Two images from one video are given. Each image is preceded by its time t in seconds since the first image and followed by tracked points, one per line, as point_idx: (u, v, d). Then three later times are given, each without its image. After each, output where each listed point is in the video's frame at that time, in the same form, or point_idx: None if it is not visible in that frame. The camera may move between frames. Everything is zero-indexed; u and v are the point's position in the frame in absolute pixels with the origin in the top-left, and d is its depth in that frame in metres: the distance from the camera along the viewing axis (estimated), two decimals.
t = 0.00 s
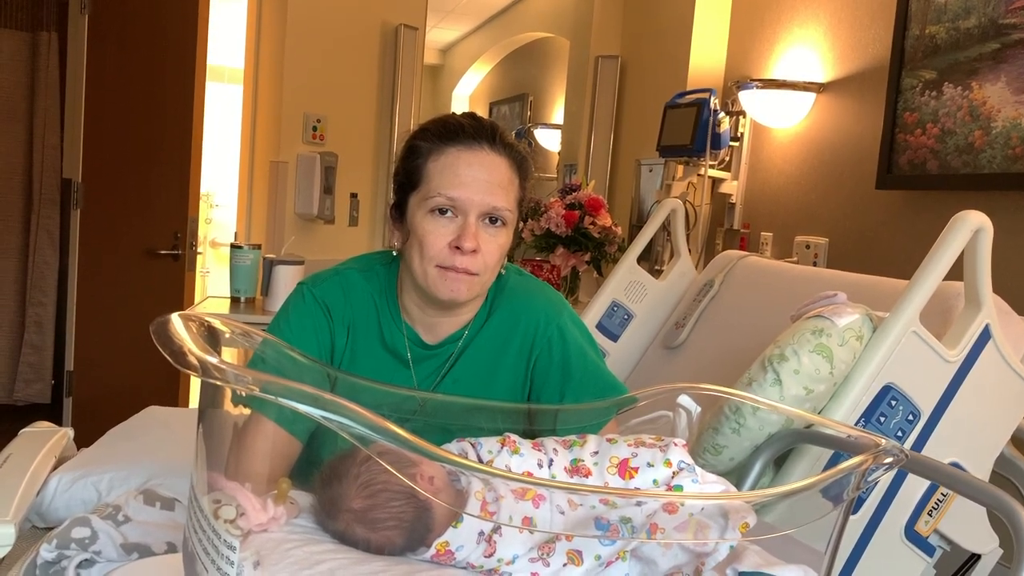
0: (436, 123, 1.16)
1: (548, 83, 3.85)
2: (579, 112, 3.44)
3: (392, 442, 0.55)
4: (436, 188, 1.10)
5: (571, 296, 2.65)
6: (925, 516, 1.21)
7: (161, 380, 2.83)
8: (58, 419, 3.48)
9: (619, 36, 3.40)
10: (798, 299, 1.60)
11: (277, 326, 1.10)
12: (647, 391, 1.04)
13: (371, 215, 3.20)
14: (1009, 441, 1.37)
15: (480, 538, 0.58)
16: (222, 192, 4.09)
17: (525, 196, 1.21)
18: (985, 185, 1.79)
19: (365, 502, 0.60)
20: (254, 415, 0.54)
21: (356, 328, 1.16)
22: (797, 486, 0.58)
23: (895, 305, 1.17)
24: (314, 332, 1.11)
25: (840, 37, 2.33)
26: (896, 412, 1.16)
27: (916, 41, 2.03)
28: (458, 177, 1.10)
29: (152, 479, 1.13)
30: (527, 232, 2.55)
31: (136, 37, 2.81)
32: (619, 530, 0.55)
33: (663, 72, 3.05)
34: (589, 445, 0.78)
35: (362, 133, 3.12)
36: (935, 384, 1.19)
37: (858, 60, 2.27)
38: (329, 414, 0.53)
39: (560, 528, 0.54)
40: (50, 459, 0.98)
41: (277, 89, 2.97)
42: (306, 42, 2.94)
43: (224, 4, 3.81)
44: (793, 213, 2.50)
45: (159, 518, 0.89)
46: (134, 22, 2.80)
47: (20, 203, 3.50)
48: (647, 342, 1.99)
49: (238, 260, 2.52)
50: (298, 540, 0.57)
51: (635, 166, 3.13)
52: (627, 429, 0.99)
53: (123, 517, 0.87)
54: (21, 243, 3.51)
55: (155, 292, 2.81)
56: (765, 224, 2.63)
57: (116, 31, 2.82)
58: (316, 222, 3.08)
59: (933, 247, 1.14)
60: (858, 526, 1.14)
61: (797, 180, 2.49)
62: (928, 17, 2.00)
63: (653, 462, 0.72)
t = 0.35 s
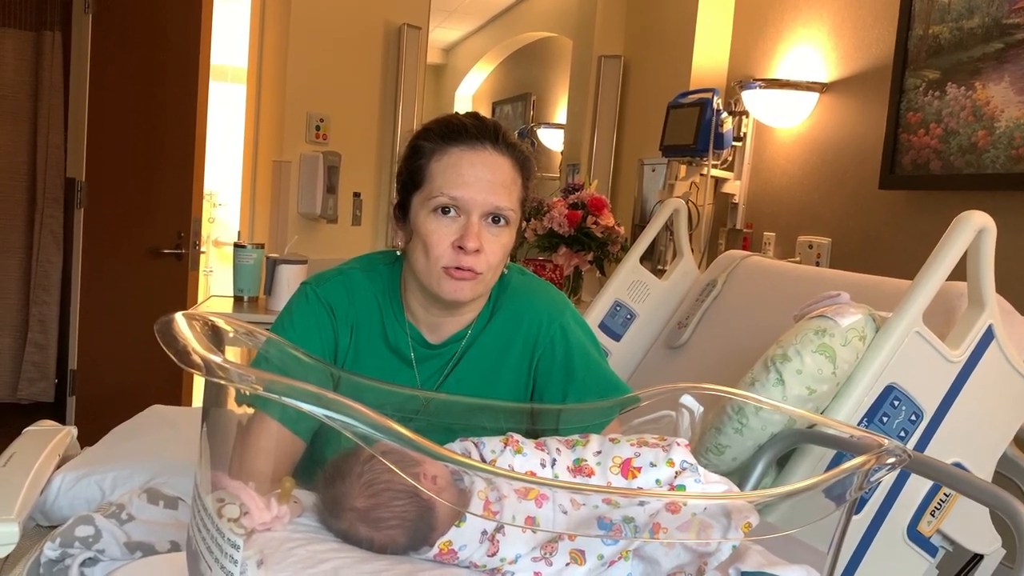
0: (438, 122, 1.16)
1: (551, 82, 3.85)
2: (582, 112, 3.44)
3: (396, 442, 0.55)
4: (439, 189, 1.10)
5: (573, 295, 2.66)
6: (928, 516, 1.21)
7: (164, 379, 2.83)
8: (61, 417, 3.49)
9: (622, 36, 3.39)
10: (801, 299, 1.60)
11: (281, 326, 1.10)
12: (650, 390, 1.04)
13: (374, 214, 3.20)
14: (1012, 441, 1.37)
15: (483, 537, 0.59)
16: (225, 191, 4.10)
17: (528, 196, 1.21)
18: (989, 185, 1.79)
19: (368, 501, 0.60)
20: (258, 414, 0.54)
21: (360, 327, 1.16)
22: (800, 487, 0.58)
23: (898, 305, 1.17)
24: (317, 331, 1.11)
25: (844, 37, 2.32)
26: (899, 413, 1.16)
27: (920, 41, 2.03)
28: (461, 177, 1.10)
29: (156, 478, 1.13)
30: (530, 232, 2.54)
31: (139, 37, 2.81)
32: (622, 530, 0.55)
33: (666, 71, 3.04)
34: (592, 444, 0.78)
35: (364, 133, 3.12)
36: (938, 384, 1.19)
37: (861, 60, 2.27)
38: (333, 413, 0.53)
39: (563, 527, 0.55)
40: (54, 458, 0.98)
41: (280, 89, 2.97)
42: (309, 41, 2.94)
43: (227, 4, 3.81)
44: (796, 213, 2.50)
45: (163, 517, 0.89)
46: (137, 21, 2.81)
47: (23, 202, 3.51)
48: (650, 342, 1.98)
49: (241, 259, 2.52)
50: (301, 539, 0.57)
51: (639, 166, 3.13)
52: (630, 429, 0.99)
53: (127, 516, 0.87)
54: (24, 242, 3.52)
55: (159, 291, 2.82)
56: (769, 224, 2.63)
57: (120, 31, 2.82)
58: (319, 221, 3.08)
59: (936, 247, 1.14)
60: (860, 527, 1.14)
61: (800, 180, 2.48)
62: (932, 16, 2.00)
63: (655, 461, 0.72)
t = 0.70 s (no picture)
0: (439, 122, 1.16)
1: (552, 82, 3.85)
2: (583, 111, 3.43)
3: (398, 440, 0.55)
4: (438, 190, 1.10)
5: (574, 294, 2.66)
6: (930, 515, 1.21)
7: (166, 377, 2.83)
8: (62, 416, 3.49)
9: (624, 35, 3.39)
10: (802, 298, 1.60)
11: (282, 325, 1.10)
12: (651, 388, 1.03)
13: (376, 213, 3.20)
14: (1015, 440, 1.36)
15: (484, 536, 0.59)
16: (227, 190, 4.10)
17: (528, 196, 1.21)
18: (991, 184, 1.79)
19: (369, 499, 0.60)
20: (259, 413, 0.54)
21: (361, 326, 1.16)
22: (802, 486, 0.57)
23: (900, 304, 1.16)
24: (318, 330, 1.11)
25: (846, 36, 2.32)
26: (901, 411, 1.15)
27: (921, 40, 2.03)
28: (461, 179, 1.09)
29: (157, 477, 1.13)
30: (531, 231, 2.54)
31: (141, 36, 2.81)
32: (623, 528, 0.54)
33: (668, 70, 3.04)
34: (593, 443, 0.78)
35: (366, 132, 3.12)
36: (940, 383, 1.18)
37: (863, 59, 2.27)
38: (334, 412, 0.53)
39: (564, 526, 0.54)
40: (54, 457, 0.98)
41: (281, 88, 2.97)
42: (311, 41, 2.94)
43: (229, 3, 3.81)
44: (797, 212, 2.49)
45: (163, 515, 0.89)
46: (138, 21, 2.81)
47: (25, 202, 3.51)
48: (651, 341, 1.98)
49: (242, 259, 2.52)
50: (302, 537, 0.57)
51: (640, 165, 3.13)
52: (632, 427, 0.98)
53: (127, 515, 0.87)
54: (25, 241, 3.52)
55: (160, 290, 2.82)
56: (770, 223, 2.62)
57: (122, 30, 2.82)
58: (320, 220, 3.08)
59: (939, 246, 1.13)
60: (862, 526, 1.14)
61: (802, 179, 2.48)
62: (934, 15, 2.00)
63: (657, 460, 0.72)
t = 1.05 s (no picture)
0: (439, 122, 1.16)
1: (552, 81, 3.85)
2: (583, 110, 3.44)
3: (398, 440, 0.55)
4: (439, 190, 1.10)
5: (575, 294, 2.66)
6: (930, 514, 1.21)
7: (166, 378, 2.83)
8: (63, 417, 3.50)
9: (624, 34, 3.39)
10: (803, 297, 1.60)
11: (282, 325, 1.10)
12: (652, 388, 1.03)
13: (376, 213, 3.20)
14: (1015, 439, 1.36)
15: (484, 536, 0.59)
16: (227, 190, 4.11)
17: (529, 195, 1.21)
18: (990, 184, 1.79)
19: (370, 499, 0.60)
20: (259, 413, 0.54)
21: (361, 326, 1.16)
22: (802, 485, 0.57)
23: (901, 303, 1.16)
24: (319, 329, 1.11)
25: (846, 35, 2.32)
26: (901, 411, 1.16)
27: (922, 39, 2.03)
28: (462, 178, 1.10)
29: (158, 477, 1.13)
30: (532, 231, 2.54)
31: (142, 35, 2.81)
32: (623, 528, 0.55)
33: (668, 70, 3.04)
34: (593, 443, 0.78)
35: (366, 132, 3.12)
36: (940, 382, 1.18)
37: (863, 59, 2.27)
38: (335, 411, 0.53)
39: (564, 526, 0.55)
40: (55, 457, 0.98)
41: (282, 88, 2.97)
42: (311, 41, 2.94)
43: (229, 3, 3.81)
44: (797, 212, 2.50)
45: (164, 515, 0.89)
46: (138, 21, 2.81)
47: (25, 202, 3.51)
48: (651, 341, 1.98)
49: (242, 258, 2.52)
50: (303, 537, 0.57)
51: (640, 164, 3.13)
52: (632, 426, 0.98)
53: (129, 514, 0.87)
54: (26, 241, 3.53)
55: (161, 290, 2.82)
56: (770, 223, 2.63)
57: (123, 30, 2.82)
58: (320, 220, 3.08)
59: (939, 245, 1.13)
60: (862, 525, 1.14)
61: (802, 178, 2.48)
62: (934, 14, 2.00)
63: (657, 459, 0.72)
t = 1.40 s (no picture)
0: (439, 121, 1.16)
1: (551, 81, 3.85)
2: (583, 110, 3.44)
3: (397, 441, 0.55)
4: (439, 189, 1.10)
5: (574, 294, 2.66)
6: (930, 514, 1.21)
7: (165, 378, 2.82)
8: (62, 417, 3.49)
9: (623, 34, 3.39)
10: (802, 296, 1.60)
11: (281, 326, 1.10)
12: (651, 388, 1.03)
13: (376, 213, 3.20)
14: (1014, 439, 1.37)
15: (484, 536, 0.59)
16: (226, 191, 4.11)
17: (528, 194, 1.21)
18: (989, 183, 1.79)
19: (369, 500, 0.60)
20: (259, 414, 0.54)
21: (361, 326, 1.16)
22: (802, 485, 0.57)
23: (900, 302, 1.16)
24: (319, 330, 1.11)
25: (845, 35, 2.32)
26: (900, 411, 1.16)
27: (921, 39, 2.03)
28: (461, 177, 1.10)
29: (158, 477, 1.13)
30: (531, 231, 2.54)
31: (141, 36, 2.81)
32: (623, 528, 0.55)
33: (667, 70, 3.04)
34: (593, 443, 0.78)
35: (366, 132, 3.12)
36: (940, 382, 1.18)
37: (862, 58, 2.27)
38: (334, 412, 0.53)
39: (563, 526, 0.55)
40: (55, 458, 0.98)
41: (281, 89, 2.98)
42: (310, 41, 2.94)
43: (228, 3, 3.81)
44: (797, 211, 2.50)
45: (164, 516, 0.89)
46: (138, 21, 2.81)
47: (25, 202, 3.51)
48: (651, 341, 1.98)
49: (242, 258, 2.52)
50: (303, 537, 0.57)
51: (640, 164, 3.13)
52: (631, 427, 0.98)
53: (128, 515, 0.87)
54: (26, 242, 3.53)
55: (160, 290, 2.82)
56: (770, 223, 2.63)
57: (122, 30, 2.83)
58: (320, 221, 3.08)
59: (938, 245, 1.13)
60: (861, 525, 1.14)
61: (801, 178, 2.48)
62: (933, 14, 2.00)
63: (657, 460, 0.72)
